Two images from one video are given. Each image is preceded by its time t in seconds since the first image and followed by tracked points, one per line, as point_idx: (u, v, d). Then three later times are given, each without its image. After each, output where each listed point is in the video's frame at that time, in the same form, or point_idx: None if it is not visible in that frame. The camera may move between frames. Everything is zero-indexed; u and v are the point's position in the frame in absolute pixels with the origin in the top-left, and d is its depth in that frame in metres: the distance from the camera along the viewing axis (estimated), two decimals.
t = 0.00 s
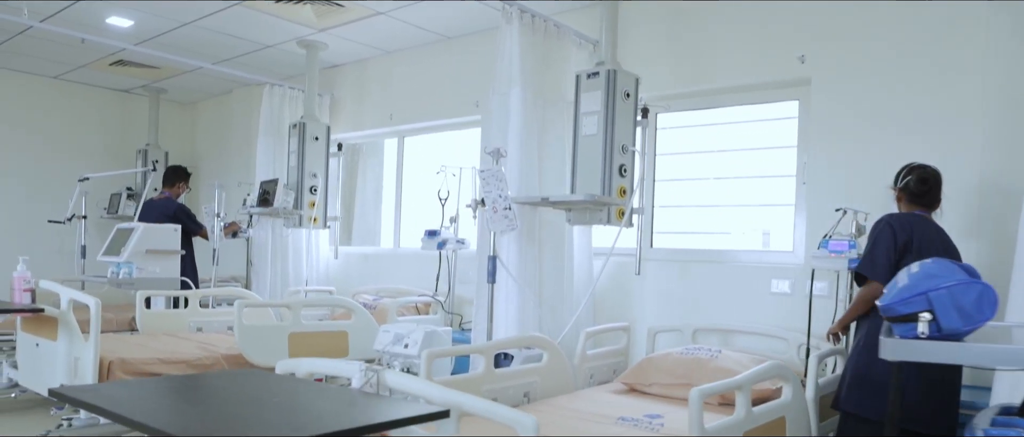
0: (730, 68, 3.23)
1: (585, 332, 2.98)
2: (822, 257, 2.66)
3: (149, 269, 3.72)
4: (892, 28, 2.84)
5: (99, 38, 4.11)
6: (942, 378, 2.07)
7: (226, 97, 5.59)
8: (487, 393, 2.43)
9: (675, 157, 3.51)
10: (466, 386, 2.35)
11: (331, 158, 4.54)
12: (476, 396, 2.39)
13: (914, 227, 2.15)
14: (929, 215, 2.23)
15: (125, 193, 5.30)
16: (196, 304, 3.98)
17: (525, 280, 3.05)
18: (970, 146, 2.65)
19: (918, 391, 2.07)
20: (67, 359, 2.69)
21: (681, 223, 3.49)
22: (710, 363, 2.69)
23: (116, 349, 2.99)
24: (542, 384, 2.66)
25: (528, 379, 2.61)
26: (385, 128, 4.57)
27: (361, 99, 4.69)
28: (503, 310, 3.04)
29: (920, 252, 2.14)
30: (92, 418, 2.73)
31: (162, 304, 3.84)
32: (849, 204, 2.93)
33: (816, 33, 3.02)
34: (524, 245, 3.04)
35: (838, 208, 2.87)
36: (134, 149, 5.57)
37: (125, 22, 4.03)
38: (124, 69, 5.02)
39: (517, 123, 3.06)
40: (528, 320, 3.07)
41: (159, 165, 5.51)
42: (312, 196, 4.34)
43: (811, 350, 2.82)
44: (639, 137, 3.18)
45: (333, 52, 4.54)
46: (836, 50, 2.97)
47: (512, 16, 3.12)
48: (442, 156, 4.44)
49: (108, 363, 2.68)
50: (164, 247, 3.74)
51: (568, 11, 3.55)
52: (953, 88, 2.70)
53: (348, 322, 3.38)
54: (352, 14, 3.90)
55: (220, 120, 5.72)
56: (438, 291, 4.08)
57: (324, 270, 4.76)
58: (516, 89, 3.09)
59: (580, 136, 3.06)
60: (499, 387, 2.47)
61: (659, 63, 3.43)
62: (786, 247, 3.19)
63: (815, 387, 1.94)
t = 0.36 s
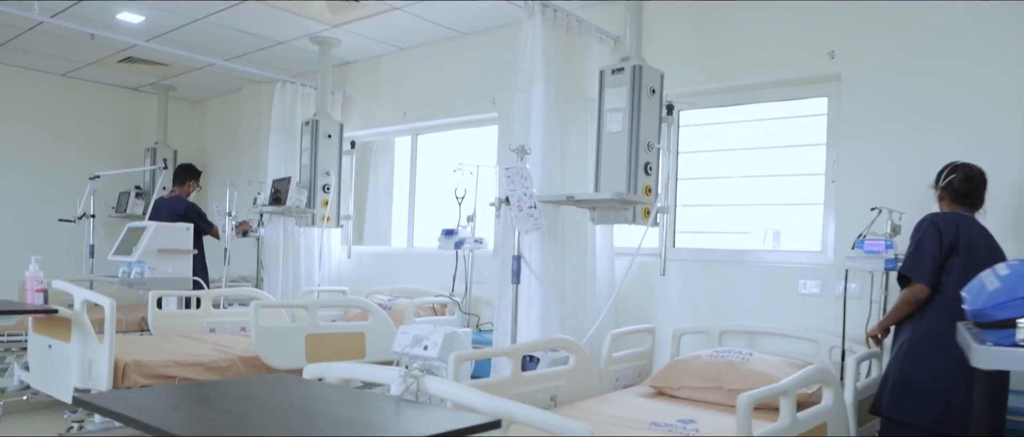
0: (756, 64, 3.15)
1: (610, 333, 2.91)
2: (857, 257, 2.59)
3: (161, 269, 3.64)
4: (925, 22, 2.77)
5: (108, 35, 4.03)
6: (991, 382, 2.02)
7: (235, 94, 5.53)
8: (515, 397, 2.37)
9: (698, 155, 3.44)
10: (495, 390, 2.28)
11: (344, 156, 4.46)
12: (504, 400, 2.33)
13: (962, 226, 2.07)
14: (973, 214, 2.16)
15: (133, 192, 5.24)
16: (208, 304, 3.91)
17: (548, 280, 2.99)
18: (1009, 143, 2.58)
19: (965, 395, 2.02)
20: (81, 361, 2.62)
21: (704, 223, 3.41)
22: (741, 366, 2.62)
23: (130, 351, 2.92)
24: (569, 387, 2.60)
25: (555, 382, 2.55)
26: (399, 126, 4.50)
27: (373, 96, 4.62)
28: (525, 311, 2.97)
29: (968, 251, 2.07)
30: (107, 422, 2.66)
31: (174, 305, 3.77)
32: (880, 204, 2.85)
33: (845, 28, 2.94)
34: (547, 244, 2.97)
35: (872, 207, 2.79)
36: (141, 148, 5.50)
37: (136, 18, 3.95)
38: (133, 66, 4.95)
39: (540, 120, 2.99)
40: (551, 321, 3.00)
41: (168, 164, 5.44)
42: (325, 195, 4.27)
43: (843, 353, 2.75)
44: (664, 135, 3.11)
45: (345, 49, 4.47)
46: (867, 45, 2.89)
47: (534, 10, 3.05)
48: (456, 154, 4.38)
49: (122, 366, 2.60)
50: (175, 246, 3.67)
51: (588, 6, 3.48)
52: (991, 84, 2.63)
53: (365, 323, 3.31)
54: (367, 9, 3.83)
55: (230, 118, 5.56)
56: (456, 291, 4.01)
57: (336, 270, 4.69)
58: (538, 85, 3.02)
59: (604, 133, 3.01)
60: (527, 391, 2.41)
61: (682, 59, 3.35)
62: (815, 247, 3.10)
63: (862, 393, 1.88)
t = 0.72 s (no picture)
0: (782, 61, 3.08)
1: (636, 335, 2.84)
2: (892, 259, 2.51)
3: (171, 270, 3.57)
4: (958, 17, 2.69)
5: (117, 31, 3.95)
6: None
7: (243, 92, 5.46)
8: (544, 402, 2.30)
9: (720, 154, 3.37)
10: (525, 396, 2.22)
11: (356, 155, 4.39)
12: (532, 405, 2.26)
13: (1009, 227, 2.03)
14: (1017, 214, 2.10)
15: (140, 191, 5.16)
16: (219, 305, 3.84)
17: (571, 281, 2.93)
18: None
19: (1016, 399, 1.99)
20: (94, 365, 2.54)
21: (727, 223, 3.34)
22: (773, 370, 2.55)
23: (143, 354, 2.84)
24: (596, 391, 2.54)
25: (583, 386, 2.49)
26: (411, 124, 4.43)
27: (385, 94, 4.54)
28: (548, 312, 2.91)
29: (1015, 253, 2.02)
30: (120, 428, 2.59)
31: (184, 306, 3.70)
32: (911, 203, 2.78)
33: (873, 23, 2.87)
34: (569, 244, 2.90)
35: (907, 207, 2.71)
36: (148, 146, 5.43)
37: (145, 14, 3.88)
38: (140, 63, 4.88)
39: (563, 117, 2.93)
40: (574, 323, 2.94)
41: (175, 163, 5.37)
42: (337, 194, 4.19)
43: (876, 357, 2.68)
44: (689, 132, 3.04)
45: (356, 45, 4.40)
46: (896, 41, 2.82)
47: (556, 5, 2.98)
48: (470, 152, 4.30)
49: (137, 370, 2.53)
50: (186, 246, 3.59)
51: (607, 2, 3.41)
52: None
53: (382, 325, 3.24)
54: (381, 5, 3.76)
55: (238, 117, 5.47)
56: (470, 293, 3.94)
57: (346, 271, 4.61)
58: (560, 81, 2.95)
59: (628, 131, 2.94)
60: (555, 396, 2.34)
61: (705, 56, 3.27)
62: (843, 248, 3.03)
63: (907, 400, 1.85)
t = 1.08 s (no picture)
0: (805, 60, 3.02)
1: (659, 340, 2.78)
2: (925, 262, 2.46)
3: (180, 272, 3.49)
4: (989, 14, 2.64)
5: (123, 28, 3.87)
6: None
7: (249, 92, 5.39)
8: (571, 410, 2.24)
9: (741, 155, 3.31)
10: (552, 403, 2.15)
11: (365, 155, 4.31)
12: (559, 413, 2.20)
13: None
14: None
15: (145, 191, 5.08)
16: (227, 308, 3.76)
17: (592, 285, 2.87)
18: None
19: None
20: (104, 371, 2.46)
21: (748, 225, 3.28)
22: (803, 377, 2.47)
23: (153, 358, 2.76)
24: (621, 398, 2.47)
25: (609, 393, 2.42)
26: (422, 124, 4.36)
27: (395, 94, 4.48)
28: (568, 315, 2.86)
29: None
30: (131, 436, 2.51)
31: (192, 309, 3.62)
32: (940, 205, 2.72)
33: (900, 21, 2.81)
34: (591, 247, 2.84)
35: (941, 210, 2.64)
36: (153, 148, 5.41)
37: (152, 10, 3.80)
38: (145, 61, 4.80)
39: (585, 117, 2.87)
40: (595, 327, 2.88)
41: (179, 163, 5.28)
42: (346, 194, 4.12)
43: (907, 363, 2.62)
44: (712, 133, 2.97)
45: (366, 44, 4.33)
46: (924, 38, 2.76)
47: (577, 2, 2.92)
48: (482, 152, 4.24)
49: (149, 376, 2.45)
50: (195, 247, 3.51)
51: None
52: None
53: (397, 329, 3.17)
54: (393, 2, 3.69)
55: (243, 118, 5.38)
56: (484, 296, 3.87)
57: (355, 273, 4.54)
58: (581, 81, 2.89)
59: (650, 131, 2.87)
60: (582, 404, 2.28)
61: (726, 56, 3.21)
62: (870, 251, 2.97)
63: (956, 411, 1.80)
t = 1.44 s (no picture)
0: (830, 58, 2.95)
1: (685, 344, 2.71)
2: (962, 264, 2.39)
3: (189, 275, 3.40)
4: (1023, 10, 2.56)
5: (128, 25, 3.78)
6: None
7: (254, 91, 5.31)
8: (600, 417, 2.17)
9: (763, 155, 3.24)
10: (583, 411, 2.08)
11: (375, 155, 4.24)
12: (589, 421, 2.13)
13: None
14: None
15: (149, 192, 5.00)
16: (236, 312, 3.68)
17: (615, 287, 2.80)
18: None
19: None
20: (115, 377, 2.39)
21: (772, 226, 3.21)
22: (836, 382, 2.41)
23: (163, 363, 2.68)
24: (648, 404, 2.40)
25: (637, 400, 2.35)
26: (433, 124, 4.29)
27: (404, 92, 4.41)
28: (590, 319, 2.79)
29: None
30: None
31: (201, 312, 3.54)
32: (973, 206, 2.65)
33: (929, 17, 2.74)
34: (614, 248, 2.78)
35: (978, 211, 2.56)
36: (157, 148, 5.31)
37: (159, 8, 3.72)
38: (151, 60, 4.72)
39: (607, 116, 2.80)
40: (618, 330, 2.81)
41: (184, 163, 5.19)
42: (357, 195, 4.05)
43: (939, 367, 2.57)
44: (737, 132, 2.91)
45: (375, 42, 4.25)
46: (955, 35, 2.69)
47: None
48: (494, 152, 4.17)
49: (162, 383, 2.37)
50: (204, 249, 3.43)
51: None
52: None
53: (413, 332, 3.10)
54: None
55: (249, 118, 5.31)
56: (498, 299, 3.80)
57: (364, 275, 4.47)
58: (604, 79, 2.82)
59: (674, 130, 2.81)
60: (611, 411, 2.21)
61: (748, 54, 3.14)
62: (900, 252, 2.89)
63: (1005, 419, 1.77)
